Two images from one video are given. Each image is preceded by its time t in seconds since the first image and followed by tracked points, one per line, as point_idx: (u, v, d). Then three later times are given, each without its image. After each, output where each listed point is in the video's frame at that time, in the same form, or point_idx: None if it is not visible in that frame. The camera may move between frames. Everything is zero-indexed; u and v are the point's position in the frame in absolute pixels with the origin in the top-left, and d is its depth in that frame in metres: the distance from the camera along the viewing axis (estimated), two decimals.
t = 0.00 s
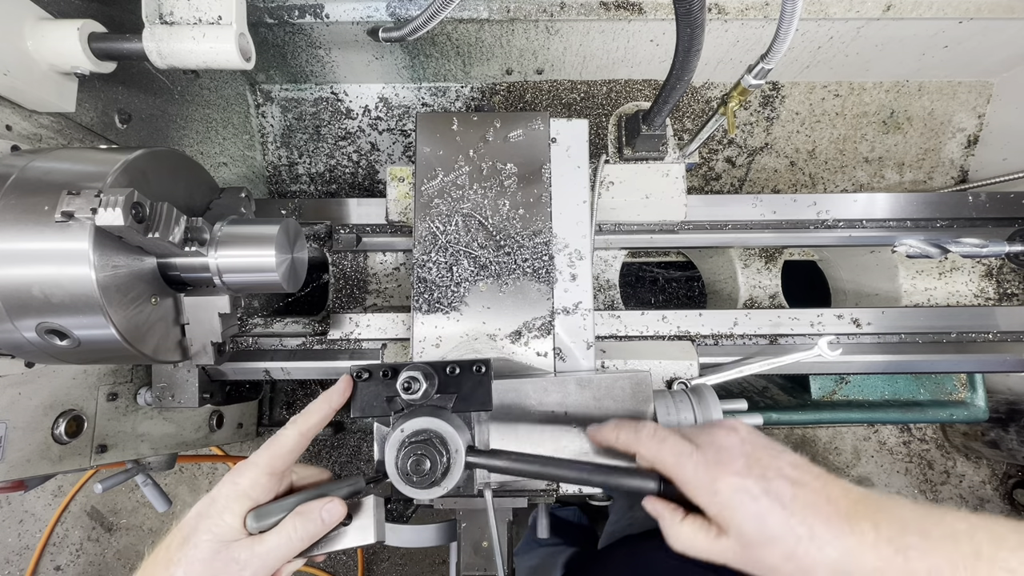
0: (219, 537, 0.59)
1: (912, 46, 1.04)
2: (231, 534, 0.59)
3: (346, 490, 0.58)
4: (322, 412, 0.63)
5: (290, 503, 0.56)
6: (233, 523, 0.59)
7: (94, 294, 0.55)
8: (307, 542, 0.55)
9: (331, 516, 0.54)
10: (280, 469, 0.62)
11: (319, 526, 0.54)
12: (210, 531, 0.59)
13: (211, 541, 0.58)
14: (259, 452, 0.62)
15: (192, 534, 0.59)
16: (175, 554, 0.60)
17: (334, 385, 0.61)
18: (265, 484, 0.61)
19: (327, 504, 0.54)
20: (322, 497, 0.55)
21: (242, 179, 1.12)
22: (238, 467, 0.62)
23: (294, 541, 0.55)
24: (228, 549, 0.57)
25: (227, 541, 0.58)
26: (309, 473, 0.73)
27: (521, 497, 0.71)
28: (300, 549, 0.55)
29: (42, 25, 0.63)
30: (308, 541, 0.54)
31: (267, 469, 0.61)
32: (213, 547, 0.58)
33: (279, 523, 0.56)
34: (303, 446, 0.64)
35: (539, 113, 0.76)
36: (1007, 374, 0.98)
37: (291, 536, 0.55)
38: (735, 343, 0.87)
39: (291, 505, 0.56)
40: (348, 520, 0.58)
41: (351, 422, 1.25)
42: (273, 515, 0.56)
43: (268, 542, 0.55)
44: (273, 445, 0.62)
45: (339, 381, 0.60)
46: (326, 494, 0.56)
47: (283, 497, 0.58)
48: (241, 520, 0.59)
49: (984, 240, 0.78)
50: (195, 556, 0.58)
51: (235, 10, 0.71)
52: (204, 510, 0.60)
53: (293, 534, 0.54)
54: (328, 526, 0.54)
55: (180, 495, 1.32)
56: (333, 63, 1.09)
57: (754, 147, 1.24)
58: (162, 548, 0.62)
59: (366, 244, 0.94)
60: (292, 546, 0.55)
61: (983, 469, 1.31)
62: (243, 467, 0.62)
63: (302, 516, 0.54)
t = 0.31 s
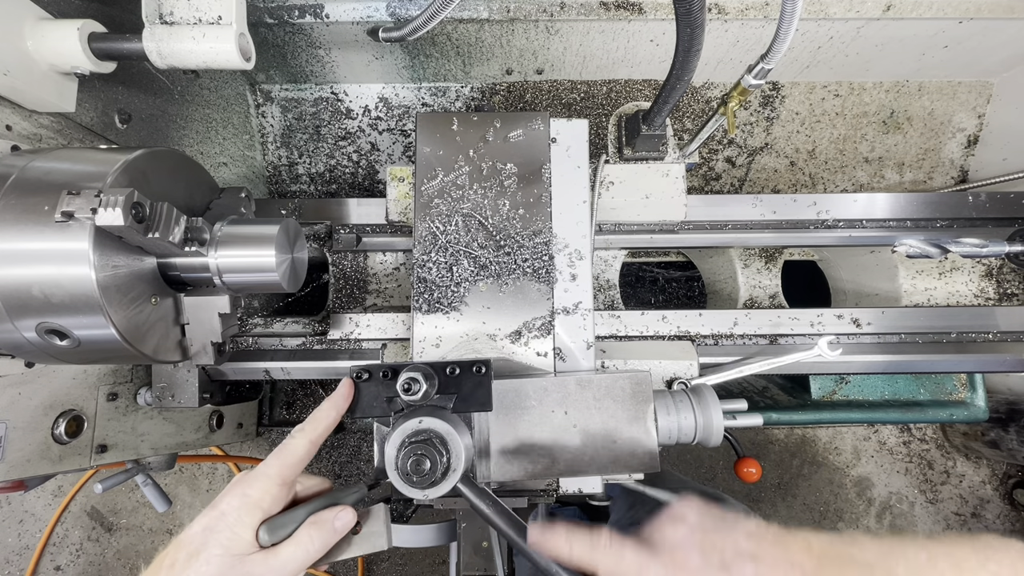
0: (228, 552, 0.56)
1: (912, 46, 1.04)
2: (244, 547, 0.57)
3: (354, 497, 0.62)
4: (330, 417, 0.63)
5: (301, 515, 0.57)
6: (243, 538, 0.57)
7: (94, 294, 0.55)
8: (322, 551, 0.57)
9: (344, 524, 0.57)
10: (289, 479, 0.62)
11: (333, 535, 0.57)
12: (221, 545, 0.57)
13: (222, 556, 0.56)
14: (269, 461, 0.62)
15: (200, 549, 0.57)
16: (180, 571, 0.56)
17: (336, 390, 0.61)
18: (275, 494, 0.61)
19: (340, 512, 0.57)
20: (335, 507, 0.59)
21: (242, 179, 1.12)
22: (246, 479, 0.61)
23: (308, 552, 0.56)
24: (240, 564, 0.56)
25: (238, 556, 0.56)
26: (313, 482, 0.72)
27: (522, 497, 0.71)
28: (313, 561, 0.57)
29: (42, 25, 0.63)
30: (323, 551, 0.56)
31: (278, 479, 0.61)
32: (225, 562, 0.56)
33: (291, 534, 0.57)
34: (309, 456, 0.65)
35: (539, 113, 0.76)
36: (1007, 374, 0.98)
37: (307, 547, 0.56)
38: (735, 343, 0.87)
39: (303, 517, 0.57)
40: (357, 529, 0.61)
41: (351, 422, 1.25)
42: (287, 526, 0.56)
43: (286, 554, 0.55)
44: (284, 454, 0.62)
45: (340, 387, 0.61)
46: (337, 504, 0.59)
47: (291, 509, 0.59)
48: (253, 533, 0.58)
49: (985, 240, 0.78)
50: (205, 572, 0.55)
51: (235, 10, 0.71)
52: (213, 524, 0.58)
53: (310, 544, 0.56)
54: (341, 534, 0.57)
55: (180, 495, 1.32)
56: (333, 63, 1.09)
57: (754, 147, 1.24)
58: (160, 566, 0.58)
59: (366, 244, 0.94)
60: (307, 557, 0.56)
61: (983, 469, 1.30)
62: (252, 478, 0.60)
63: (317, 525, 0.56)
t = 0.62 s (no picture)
0: (229, 553, 0.57)
1: (911, 46, 1.04)
2: (243, 548, 0.57)
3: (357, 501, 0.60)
4: (329, 416, 0.63)
5: (302, 516, 0.57)
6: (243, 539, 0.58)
7: (94, 294, 0.55)
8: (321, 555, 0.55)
9: (344, 528, 0.55)
10: (290, 480, 0.62)
11: (333, 540, 0.55)
12: (221, 546, 0.57)
13: (222, 557, 0.57)
14: (270, 462, 0.62)
15: (201, 549, 0.58)
16: (183, 570, 0.58)
17: (335, 389, 0.61)
18: (276, 495, 0.61)
19: (341, 516, 0.55)
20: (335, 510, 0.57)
21: (242, 179, 1.12)
22: (248, 480, 0.61)
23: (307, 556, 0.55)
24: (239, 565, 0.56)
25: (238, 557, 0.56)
26: (317, 485, 0.72)
27: (521, 497, 0.71)
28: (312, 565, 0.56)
29: (42, 25, 0.63)
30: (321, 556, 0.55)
31: (279, 480, 0.61)
32: (225, 562, 0.56)
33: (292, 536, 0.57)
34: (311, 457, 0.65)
35: (539, 113, 0.76)
36: (1007, 374, 0.98)
37: (305, 550, 0.55)
38: (735, 343, 0.87)
39: (305, 518, 0.57)
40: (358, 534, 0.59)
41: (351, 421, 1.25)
42: (288, 527, 0.56)
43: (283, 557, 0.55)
44: (284, 454, 0.62)
45: (340, 385, 0.61)
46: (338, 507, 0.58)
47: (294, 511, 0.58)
48: (253, 534, 0.58)
49: (985, 240, 0.78)
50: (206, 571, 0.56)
51: (235, 10, 0.71)
52: (215, 524, 0.59)
53: (308, 548, 0.55)
54: (341, 538, 0.55)
55: (180, 495, 1.32)
56: (333, 63, 1.09)
57: (754, 147, 1.24)
58: (165, 566, 0.60)
59: (366, 244, 0.94)
60: (305, 561, 0.55)
61: (983, 469, 1.30)
62: (252, 479, 0.61)
63: (316, 529, 0.55)
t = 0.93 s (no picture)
0: (226, 555, 0.57)
1: (911, 46, 1.04)
2: (241, 549, 0.58)
3: (356, 503, 0.60)
4: (328, 418, 0.62)
5: (301, 518, 0.57)
6: (240, 540, 0.58)
7: (94, 294, 0.55)
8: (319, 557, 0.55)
9: (343, 530, 0.55)
10: (287, 481, 0.62)
11: (331, 542, 0.55)
12: (219, 546, 0.58)
13: (220, 557, 0.57)
14: (269, 464, 0.62)
15: (199, 549, 0.58)
16: (181, 570, 0.58)
17: (335, 390, 0.61)
18: (273, 497, 0.61)
19: (339, 518, 0.56)
20: (334, 512, 0.57)
21: (242, 179, 1.12)
22: (247, 481, 0.61)
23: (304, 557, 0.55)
24: (237, 567, 0.56)
25: (236, 559, 0.57)
26: (317, 486, 0.72)
27: (522, 497, 0.71)
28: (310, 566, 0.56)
29: (42, 25, 0.63)
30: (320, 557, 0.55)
31: (276, 482, 0.61)
32: (223, 563, 0.57)
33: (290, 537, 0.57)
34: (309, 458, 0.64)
35: (539, 113, 0.76)
36: (1007, 373, 0.98)
37: (304, 552, 0.55)
38: (735, 343, 0.87)
39: (302, 520, 0.57)
40: (356, 535, 0.59)
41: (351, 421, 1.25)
42: (286, 529, 0.57)
43: (281, 560, 0.55)
44: (282, 455, 0.62)
45: (340, 387, 0.61)
46: (337, 509, 0.58)
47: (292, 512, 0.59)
48: (251, 535, 0.58)
49: (984, 240, 0.78)
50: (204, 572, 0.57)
51: (235, 10, 0.71)
52: (214, 524, 0.59)
53: (307, 550, 0.55)
54: (340, 540, 0.55)
55: (180, 495, 1.32)
56: (333, 63, 1.09)
57: (754, 147, 1.24)
58: (165, 564, 0.60)
59: (366, 244, 0.94)
60: (303, 562, 0.55)
61: (983, 469, 1.30)
62: (250, 481, 0.61)
63: (315, 532, 0.55)
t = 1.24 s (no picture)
0: (230, 556, 0.57)
1: (911, 46, 1.04)
2: (245, 550, 0.58)
3: (357, 502, 0.60)
4: (328, 416, 0.62)
5: (302, 519, 0.56)
6: (244, 541, 0.58)
7: (94, 294, 0.56)
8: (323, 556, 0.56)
9: (346, 529, 0.56)
10: (289, 481, 0.62)
11: (334, 540, 0.56)
12: (222, 548, 0.58)
13: (224, 558, 0.57)
14: (270, 464, 0.61)
15: (202, 551, 0.58)
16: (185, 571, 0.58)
17: (335, 390, 0.61)
18: (275, 497, 0.61)
19: (342, 518, 0.56)
20: (336, 511, 0.57)
21: (242, 179, 1.12)
22: (248, 481, 0.61)
23: (309, 556, 0.56)
24: (241, 567, 0.57)
25: (240, 559, 0.57)
26: (317, 486, 0.72)
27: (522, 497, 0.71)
28: (314, 565, 0.57)
29: (42, 25, 0.63)
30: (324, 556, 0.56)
31: (278, 482, 0.61)
32: (227, 564, 0.57)
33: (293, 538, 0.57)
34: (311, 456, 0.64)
35: (539, 113, 0.76)
36: (1007, 373, 0.98)
37: (307, 552, 0.56)
38: (735, 343, 0.87)
39: (304, 520, 0.57)
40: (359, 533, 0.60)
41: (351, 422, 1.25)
42: (289, 530, 0.57)
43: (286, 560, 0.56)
44: (284, 454, 0.62)
45: (339, 388, 0.61)
46: (339, 508, 0.58)
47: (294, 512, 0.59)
48: (254, 536, 0.59)
49: (984, 240, 0.78)
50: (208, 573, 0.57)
51: (235, 10, 0.71)
52: (216, 526, 0.59)
53: (311, 550, 0.56)
54: (342, 539, 0.56)
55: (180, 495, 1.32)
56: (333, 63, 1.09)
57: (754, 147, 1.24)
58: (168, 565, 0.61)
59: (365, 244, 0.94)
60: (308, 561, 0.56)
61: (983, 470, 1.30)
62: (250, 482, 0.60)
63: (319, 532, 0.55)
